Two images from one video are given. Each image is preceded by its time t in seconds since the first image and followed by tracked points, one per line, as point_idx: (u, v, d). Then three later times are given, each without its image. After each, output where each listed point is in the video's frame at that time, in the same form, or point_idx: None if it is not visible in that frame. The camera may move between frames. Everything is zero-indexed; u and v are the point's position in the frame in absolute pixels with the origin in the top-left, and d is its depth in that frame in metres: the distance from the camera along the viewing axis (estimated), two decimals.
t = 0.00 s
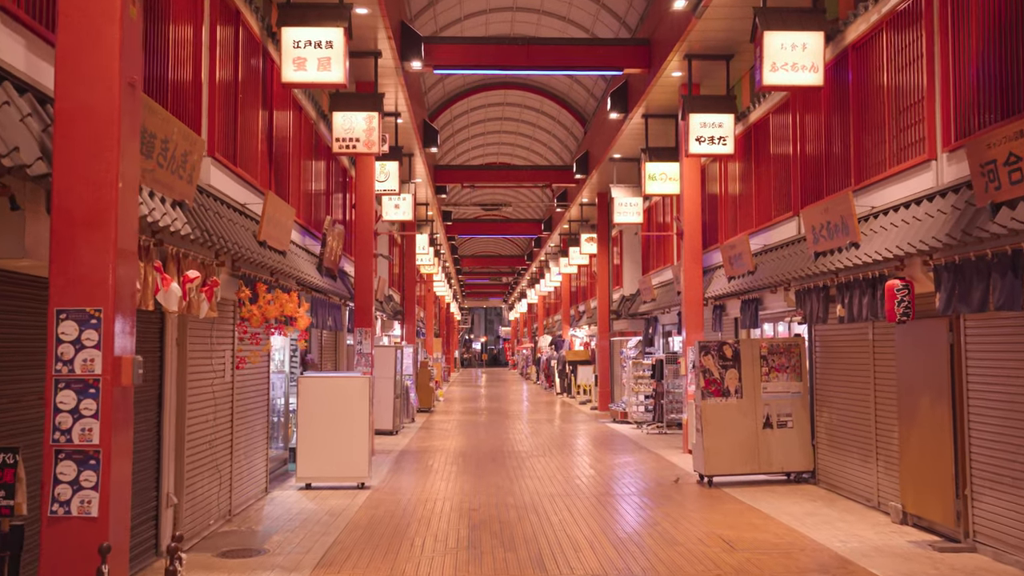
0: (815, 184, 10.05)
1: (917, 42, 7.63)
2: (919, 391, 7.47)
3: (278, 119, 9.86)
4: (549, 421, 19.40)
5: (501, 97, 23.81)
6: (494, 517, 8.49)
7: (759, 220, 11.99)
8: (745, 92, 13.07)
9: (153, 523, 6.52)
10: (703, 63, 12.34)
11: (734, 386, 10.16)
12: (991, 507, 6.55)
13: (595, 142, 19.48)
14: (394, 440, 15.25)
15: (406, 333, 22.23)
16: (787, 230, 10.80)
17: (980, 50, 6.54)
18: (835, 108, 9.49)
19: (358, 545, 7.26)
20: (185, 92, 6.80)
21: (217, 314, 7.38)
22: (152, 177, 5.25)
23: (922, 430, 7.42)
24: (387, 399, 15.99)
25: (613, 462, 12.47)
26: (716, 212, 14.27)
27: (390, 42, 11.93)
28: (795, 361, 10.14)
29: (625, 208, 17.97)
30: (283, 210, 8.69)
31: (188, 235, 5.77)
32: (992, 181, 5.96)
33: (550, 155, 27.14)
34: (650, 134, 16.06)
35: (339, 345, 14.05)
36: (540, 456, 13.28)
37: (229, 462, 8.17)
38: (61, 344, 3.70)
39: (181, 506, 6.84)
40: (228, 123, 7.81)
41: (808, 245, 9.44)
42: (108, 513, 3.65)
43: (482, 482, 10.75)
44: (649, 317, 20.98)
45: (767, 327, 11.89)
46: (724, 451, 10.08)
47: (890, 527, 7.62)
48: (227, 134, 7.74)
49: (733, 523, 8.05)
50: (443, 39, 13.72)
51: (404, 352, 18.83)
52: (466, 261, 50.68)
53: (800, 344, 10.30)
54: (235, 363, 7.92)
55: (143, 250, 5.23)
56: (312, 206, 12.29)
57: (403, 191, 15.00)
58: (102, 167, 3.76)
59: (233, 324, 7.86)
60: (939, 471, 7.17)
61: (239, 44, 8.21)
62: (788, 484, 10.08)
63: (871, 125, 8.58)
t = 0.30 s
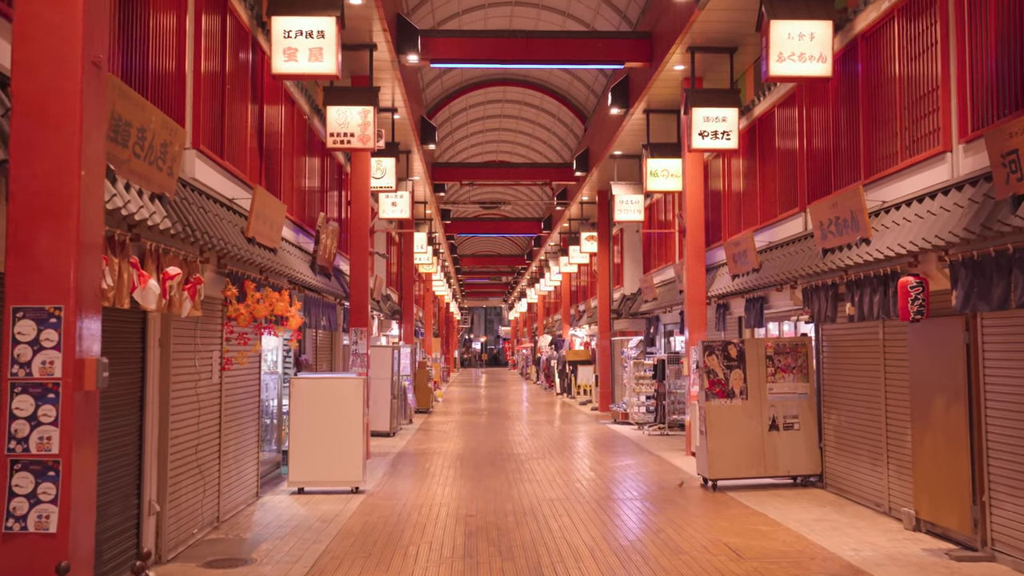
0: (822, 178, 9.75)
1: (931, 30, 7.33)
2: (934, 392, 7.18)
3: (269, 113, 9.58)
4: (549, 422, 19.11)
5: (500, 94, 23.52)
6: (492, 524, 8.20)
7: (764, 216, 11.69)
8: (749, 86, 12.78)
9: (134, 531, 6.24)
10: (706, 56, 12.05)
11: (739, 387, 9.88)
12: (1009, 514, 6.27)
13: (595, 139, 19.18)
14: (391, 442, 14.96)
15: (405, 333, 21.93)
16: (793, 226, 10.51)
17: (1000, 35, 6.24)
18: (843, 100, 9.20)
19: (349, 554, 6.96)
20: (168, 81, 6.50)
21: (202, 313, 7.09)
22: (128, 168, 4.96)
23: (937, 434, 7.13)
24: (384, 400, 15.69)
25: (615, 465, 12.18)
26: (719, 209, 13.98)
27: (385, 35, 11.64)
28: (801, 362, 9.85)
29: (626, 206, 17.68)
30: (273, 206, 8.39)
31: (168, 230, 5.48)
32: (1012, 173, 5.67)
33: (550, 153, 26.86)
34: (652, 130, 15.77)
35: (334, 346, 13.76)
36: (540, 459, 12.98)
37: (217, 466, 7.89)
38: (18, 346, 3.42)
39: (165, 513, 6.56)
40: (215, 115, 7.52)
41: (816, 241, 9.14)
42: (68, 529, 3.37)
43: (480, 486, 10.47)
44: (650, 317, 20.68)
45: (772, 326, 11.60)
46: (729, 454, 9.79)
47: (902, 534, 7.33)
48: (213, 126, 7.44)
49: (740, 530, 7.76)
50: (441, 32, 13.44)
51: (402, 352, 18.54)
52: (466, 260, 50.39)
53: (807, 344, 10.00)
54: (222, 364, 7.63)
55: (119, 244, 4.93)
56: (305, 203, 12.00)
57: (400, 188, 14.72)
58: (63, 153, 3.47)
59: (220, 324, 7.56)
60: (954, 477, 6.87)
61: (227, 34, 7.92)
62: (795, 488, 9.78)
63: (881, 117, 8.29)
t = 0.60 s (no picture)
0: (830, 173, 9.45)
1: (946, 16, 7.04)
2: (949, 393, 6.90)
3: (260, 105, 9.29)
4: (548, 423, 18.83)
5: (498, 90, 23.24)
6: (489, 529, 7.92)
7: (769, 213, 11.40)
8: (753, 80, 12.50)
9: (113, 539, 5.95)
10: (709, 48, 11.76)
11: (744, 387, 9.60)
12: None
13: (596, 136, 18.88)
14: (387, 443, 14.67)
15: (402, 332, 21.64)
16: (799, 223, 10.23)
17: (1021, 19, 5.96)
18: (852, 91, 8.91)
19: (339, 562, 6.66)
20: (151, 67, 6.22)
21: (186, 309, 6.80)
22: (102, 155, 4.69)
23: (952, 437, 6.85)
24: (380, 400, 15.39)
25: (616, 467, 11.89)
26: (722, 205, 13.68)
27: (381, 27, 11.35)
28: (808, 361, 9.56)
29: (627, 203, 17.40)
30: (262, 200, 8.10)
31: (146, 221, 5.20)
32: None
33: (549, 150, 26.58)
34: (653, 125, 15.49)
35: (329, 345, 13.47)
36: (539, 461, 12.69)
37: (205, 470, 7.62)
38: None
39: (146, 519, 6.27)
40: (200, 104, 7.22)
41: (824, 237, 8.85)
42: (22, 542, 3.08)
43: (477, 488, 10.18)
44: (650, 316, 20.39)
45: (778, 325, 11.30)
46: (734, 457, 9.50)
47: (916, 541, 7.04)
48: (198, 116, 7.13)
49: (746, 536, 7.47)
50: (437, 24, 13.15)
51: (399, 351, 18.24)
52: (465, 260, 50.11)
53: (814, 343, 9.71)
54: (208, 364, 7.34)
55: (91, 236, 4.65)
56: (299, 199, 11.72)
57: (396, 183, 14.44)
58: (19, 135, 3.18)
59: (205, 322, 7.27)
60: (971, 481, 6.59)
61: (214, 21, 7.62)
62: (801, 491, 9.49)
63: (892, 108, 8.01)
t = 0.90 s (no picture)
0: (840, 166, 9.14)
1: None
2: (970, 393, 6.58)
3: (250, 96, 8.98)
4: (548, 424, 18.51)
5: (497, 87, 22.94)
6: (488, 536, 7.61)
7: (776, 208, 11.09)
8: (758, 72, 12.21)
9: (91, 550, 5.62)
10: (714, 40, 11.44)
11: (751, 388, 9.31)
12: None
13: (597, 132, 18.56)
14: (384, 445, 14.35)
15: (400, 332, 21.32)
16: (808, 218, 9.92)
17: None
18: (863, 81, 8.59)
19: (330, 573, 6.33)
20: (132, 51, 5.91)
21: (169, 307, 6.48)
22: (71, 141, 4.38)
23: (972, 440, 6.54)
24: (376, 402, 15.07)
25: (618, 470, 11.57)
26: (726, 201, 13.37)
27: (376, 18, 11.03)
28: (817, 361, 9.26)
29: (628, 199, 17.08)
30: (252, 194, 7.78)
31: (123, 213, 4.88)
32: None
33: (549, 147, 26.27)
34: (655, 120, 15.18)
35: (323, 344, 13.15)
36: (540, 464, 12.37)
37: (191, 475, 7.29)
38: None
39: (127, 529, 5.94)
40: (185, 93, 6.91)
41: (835, 232, 8.54)
42: None
43: (476, 493, 9.86)
44: (652, 315, 20.07)
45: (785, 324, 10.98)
46: (741, 460, 9.19)
47: (936, 550, 6.72)
48: (183, 105, 6.82)
49: (756, 544, 7.15)
50: (434, 16, 12.84)
51: (396, 351, 17.92)
52: (464, 259, 49.78)
53: (824, 342, 9.41)
54: (193, 365, 7.03)
55: (58, 228, 4.35)
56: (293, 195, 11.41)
57: (392, 179, 14.13)
58: None
59: (189, 321, 6.96)
60: (994, 487, 6.27)
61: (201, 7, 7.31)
62: (810, 495, 9.17)
63: (907, 97, 7.70)
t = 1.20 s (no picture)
0: (851, 159, 8.83)
1: None
2: (989, 394, 6.28)
3: (239, 87, 8.68)
4: (548, 425, 18.21)
5: (497, 83, 22.64)
6: (486, 542, 7.31)
7: (782, 203, 10.79)
8: (763, 64, 11.90)
9: (65, 559, 5.30)
10: (718, 31, 11.13)
11: (757, 388, 9.01)
12: None
13: (597, 128, 18.25)
14: (381, 447, 14.05)
15: (398, 331, 21.02)
16: (816, 213, 9.62)
17: None
18: (874, 71, 8.29)
19: None
20: (109, 33, 5.60)
21: (149, 303, 6.18)
22: (34, 123, 4.07)
23: (992, 443, 6.24)
24: (372, 402, 14.76)
25: (619, 473, 11.27)
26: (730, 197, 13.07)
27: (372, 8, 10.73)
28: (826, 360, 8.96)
29: (629, 196, 16.77)
30: (239, 186, 7.47)
31: (94, 201, 4.59)
32: None
33: (549, 144, 25.97)
34: (657, 115, 14.88)
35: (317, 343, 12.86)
36: (540, 466, 12.06)
37: (175, 480, 6.99)
38: None
39: (103, 536, 5.62)
40: (168, 80, 6.60)
41: (845, 227, 8.23)
42: None
43: (474, 496, 9.56)
44: (653, 314, 19.76)
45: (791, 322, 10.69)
46: (747, 462, 8.89)
47: (953, 558, 6.41)
48: (165, 93, 6.51)
49: (765, 551, 6.84)
50: (432, 8, 12.54)
51: (393, 351, 17.62)
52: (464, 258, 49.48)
53: (832, 341, 9.11)
54: (175, 364, 6.73)
55: (20, 216, 4.03)
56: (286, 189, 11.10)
57: (388, 175, 13.84)
58: None
59: (171, 318, 6.64)
60: (1016, 492, 5.97)
61: None
62: (819, 500, 8.86)
63: (921, 86, 7.39)
